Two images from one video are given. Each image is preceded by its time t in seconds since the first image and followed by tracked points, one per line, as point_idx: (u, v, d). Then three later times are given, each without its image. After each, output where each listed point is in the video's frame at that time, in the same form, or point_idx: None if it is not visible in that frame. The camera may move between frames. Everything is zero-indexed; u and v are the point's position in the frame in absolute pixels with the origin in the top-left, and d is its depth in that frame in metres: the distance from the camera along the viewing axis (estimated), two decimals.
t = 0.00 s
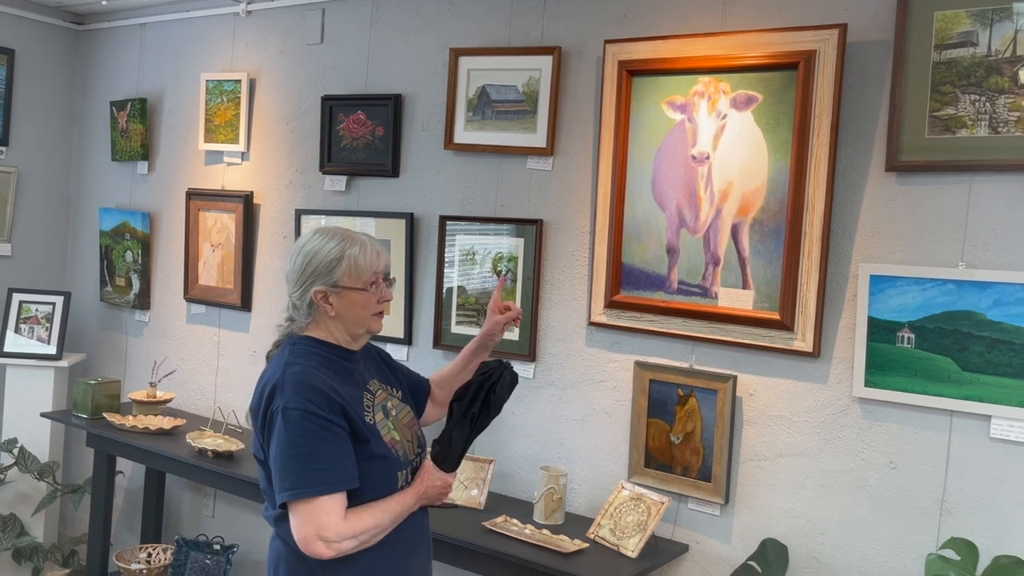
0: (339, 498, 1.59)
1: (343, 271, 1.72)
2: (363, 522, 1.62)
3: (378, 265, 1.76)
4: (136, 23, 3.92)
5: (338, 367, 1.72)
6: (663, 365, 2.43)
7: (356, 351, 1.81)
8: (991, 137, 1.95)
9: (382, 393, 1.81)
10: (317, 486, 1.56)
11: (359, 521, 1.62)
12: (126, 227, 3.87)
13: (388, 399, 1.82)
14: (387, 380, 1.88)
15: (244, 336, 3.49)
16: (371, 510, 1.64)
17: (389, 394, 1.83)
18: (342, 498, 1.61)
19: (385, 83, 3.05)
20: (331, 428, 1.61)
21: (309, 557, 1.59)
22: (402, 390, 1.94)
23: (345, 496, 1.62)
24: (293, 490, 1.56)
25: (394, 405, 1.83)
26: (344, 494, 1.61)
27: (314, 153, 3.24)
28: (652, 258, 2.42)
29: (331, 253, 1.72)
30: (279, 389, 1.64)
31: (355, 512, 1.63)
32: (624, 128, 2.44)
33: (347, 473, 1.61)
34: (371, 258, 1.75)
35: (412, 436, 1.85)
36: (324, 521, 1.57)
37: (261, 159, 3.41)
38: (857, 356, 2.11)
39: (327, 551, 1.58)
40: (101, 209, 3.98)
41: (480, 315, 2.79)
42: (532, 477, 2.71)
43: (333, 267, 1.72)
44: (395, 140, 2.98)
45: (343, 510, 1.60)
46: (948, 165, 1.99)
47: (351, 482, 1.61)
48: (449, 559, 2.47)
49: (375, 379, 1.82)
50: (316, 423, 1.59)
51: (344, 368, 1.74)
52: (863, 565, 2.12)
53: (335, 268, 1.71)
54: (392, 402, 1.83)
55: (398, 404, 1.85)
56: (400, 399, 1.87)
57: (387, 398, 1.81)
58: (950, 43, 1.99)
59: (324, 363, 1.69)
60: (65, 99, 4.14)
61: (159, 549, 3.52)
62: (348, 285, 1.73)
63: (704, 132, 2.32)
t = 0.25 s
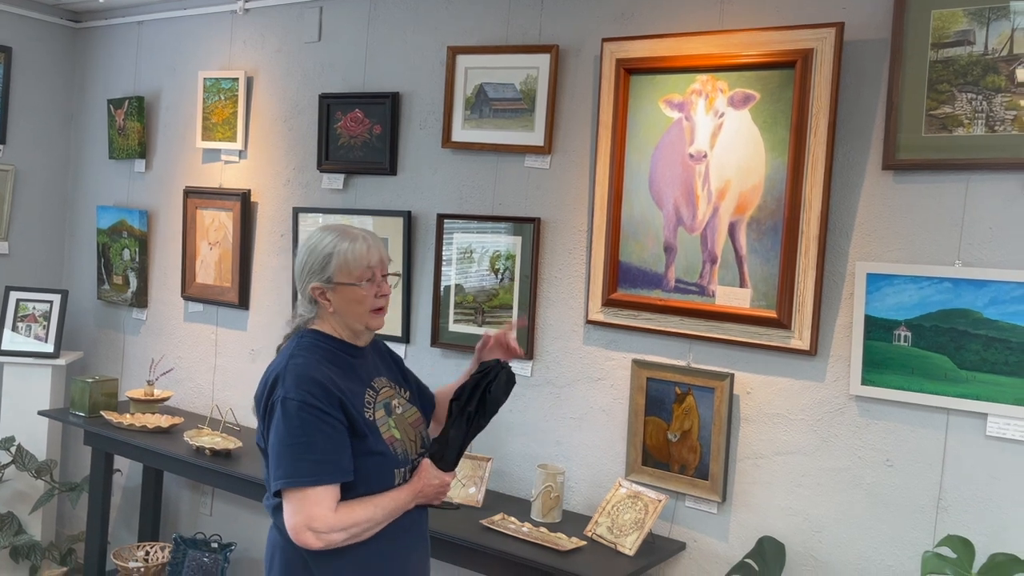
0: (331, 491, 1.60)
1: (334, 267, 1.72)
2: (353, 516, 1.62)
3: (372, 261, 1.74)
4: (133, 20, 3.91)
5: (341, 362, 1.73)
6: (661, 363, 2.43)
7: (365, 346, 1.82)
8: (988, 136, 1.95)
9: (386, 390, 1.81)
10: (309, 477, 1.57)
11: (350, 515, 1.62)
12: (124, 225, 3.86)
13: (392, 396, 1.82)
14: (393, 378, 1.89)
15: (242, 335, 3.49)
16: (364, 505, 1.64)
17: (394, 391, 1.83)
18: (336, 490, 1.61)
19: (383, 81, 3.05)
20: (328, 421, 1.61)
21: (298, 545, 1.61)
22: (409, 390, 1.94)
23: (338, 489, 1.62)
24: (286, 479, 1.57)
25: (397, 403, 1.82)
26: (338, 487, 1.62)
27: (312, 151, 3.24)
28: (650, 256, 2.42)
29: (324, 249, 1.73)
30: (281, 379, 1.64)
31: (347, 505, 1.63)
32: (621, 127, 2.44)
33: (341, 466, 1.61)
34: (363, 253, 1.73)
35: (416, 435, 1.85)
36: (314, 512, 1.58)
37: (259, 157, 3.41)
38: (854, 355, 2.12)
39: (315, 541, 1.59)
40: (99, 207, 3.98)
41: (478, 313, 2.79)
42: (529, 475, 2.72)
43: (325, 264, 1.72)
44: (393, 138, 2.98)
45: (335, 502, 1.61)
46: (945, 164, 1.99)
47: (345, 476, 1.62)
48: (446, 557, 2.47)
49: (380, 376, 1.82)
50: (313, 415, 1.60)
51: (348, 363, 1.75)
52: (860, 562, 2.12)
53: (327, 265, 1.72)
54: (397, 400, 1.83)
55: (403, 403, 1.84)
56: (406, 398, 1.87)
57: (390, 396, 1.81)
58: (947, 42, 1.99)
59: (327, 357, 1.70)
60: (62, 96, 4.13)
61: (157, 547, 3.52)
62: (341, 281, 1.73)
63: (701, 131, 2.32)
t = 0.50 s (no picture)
0: (317, 483, 1.61)
1: (325, 267, 1.74)
2: (339, 510, 1.62)
3: (360, 261, 1.74)
4: (131, 18, 3.91)
5: (340, 358, 1.74)
6: (659, 361, 2.43)
7: (371, 344, 1.85)
8: (986, 134, 1.95)
9: (387, 390, 1.82)
10: (295, 467, 1.58)
11: (335, 509, 1.62)
12: (122, 224, 3.86)
13: (393, 396, 1.82)
14: (398, 380, 1.89)
15: (240, 333, 3.49)
16: (350, 500, 1.64)
17: (396, 392, 1.84)
18: (322, 483, 1.62)
19: (381, 79, 3.05)
20: (319, 414, 1.62)
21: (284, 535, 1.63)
22: (414, 393, 1.94)
23: (326, 482, 1.63)
24: (274, 468, 1.59)
25: (399, 404, 1.83)
26: (325, 480, 1.62)
27: (310, 150, 3.24)
28: (648, 255, 2.42)
29: (318, 248, 1.76)
30: (279, 370, 1.67)
31: (334, 499, 1.64)
32: (619, 126, 2.45)
33: (328, 459, 1.62)
34: (349, 254, 1.74)
35: (417, 437, 1.85)
36: (298, 503, 1.59)
37: (257, 156, 3.41)
38: (852, 353, 2.12)
39: (298, 532, 1.61)
40: (97, 206, 3.98)
41: (476, 311, 2.79)
42: (528, 473, 2.72)
43: (317, 263, 1.75)
44: (391, 137, 2.98)
45: (320, 496, 1.61)
46: (943, 162, 2.00)
47: (332, 469, 1.62)
48: (445, 555, 2.47)
49: (383, 376, 1.83)
50: (303, 407, 1.61)
51: (348, 360, 1.76)
52: (858, 560, 2.13)
53: (319, 264, 1.75)
54: (399, 400, 1.83)
55: (405, 404, 1.85)
56: (410, 400, 1.88)
57: (391, 396, 1.82)
58: (945, 41, 2.00)
59: (327, 352, 1.71)
60: (60, 95, 4.12)
61: (155, 546, 3.53)
62: (331, 281, 1.75)
63: (700, 129, 2.32)
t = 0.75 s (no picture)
0: (292, 476, 1.63)
1: (323, 262, 1.77)
2: (311, 505, 1.64)
3: (356, 257, 1.75)
4: (129, 17, 3.91)
5: (333, 354, 1.75)
6: (657, 359, 2.44)
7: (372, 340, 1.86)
8: (983, 133, 1.96)
9: (381, 389, 1.81)
10: (270, 458, 1.62)
11: (307, 504, 1.64)
12: (120, 222, 3.86)
13: (389, 395, 1.81)
14: (399, 379, 1.88)
15: (238, 332, 3.49)
16: (325, 496, 1.66)
17: (393, 391, 1.83)
18: (298, 476, 1.64)
19: (379, 78, 3.05)
20: (299, 407, 1.64)
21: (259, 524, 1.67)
22: (416, 393, 1.93)
23: (302, 476, 1.65)
24: (253, 457, 1.63)
25: (394, 403, 1.81)
26: (301, 473, 1.65)
27: (308, 148, 3.24)
28: (646, 253, 2.43)
29: (318, 244, 1.78)
30: (270, 363, 1.72)
31: (309, 493, 1.66)
32: (617, 125, 2.45)
33: (305, 452, 1.64)
34: (345, 250, 1.75)
35: (410, 439, 1.83)
36: (271, 494, 1.62)
37: (255, 154, 3.40)
38: (850, 351, 2.13)
39: (272, 523, 1.64)
40: (95, 204, 3.97)
41: (474, 310, 2.79)
42: (526, 471, 2.72)
43: (316, 259, 1.78)
44: (389, 135, 2.98)
45: (293, 489, 1.63)
46: (941, 160, 2.00)
47: (308, 462, 1.64)
48: (443, 552, 2.48)
49: (380, 375, 1.83)
50: (283, 399, 1.64)
51: (344, 356, 1.77)
52: (856, 558, 2.13)
53: (317, 259, 1.77)
54: (395, 400, 1.82)
55: (402, 405, 1.83)
56: (408, 401, 1.86)
57: (386, 395, 1.81)
58: (943, 39, 2.00)
59: (319, 347, 1.73)
60: (58, 93, 4.12)
61: (154, 544, 3.53)
62: (328, 276, 1.76)
63: (697, 127, 2.33)
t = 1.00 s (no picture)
0: (276, 471, 1.66)
1: (319, 259, 1.79)
2: (292, 501, 1.66)
3: (351, 254, 1.78)
4: (127, 15, 3.90)
5: (327, 351, 1.76)
6: (655, 357, 2.44)
7: (371, 338, 1.86)
8: (981, 131, 1.96)
9: (375, 388, 1.81)
10: (255, 451, 1.64)
11: (289, 499, 1.66)
12: (118, 220, 3.86)
13: (382, 395, 1.81)
14: (396, 379, 1.88)
15: (237, 330, 3.49)
16: (308, 492, 1.67)
17: (387, 391, 1.82)
18: (282, 472, 1.67)
19: (378, 76, 3.04)
20: (285, 402, 1.67)
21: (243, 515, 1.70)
22: (414, 394, 1.92)
23: (287, 471, 1.67)
24: (240, 449, 1.66)
25: (387, 403, 1.81)
26: (285, 468, 1.67)
27: (307, 146, 3.24)
28: (645, 251, 2.43)
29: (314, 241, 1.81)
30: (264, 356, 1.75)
31: (292, 489, 1.67)
32: (616, 124, 2.45)
33: (289, 448, 1.66)
34: (340, 246, 1.77)
35: (401, 440, 1.82)
36: (254, 487, 1.65)
37: (254, 153, 3.40)
38: (848, 349, 2.13)
39: (254, 516, 1.67)
40: (94, 202, 3.97)
41: (473, 308, 2.79)
42: (524, 469, 2.73)
43: (313, 255, 1.80)
44: (388, 134, 2.98)
45: (276, 484, 1.65)
46: (939, 159, 2.00)
47: (291, 458, 1.66)
48: (442, 549, 2.49)
49: (375, 373, 1.83)
50: (271, 393, 1.66)
51: (338, 354, 1.78)
52: (854, 555, 2.14)
53: (313, 256, 1.80)
54: (389, 400, 1.82)
55: (395, 405, 1.83)
56: (403, 401, 1.85)
57: (379, 394, 1.80)
58: (941, 37, 2.00)
59: (313, 343, 1.75)
60: (56, 91, 4.12)
61: (153, 542, 3.52)
62: (324, 272, 1.79)
63: (696, 126, 2.33)
